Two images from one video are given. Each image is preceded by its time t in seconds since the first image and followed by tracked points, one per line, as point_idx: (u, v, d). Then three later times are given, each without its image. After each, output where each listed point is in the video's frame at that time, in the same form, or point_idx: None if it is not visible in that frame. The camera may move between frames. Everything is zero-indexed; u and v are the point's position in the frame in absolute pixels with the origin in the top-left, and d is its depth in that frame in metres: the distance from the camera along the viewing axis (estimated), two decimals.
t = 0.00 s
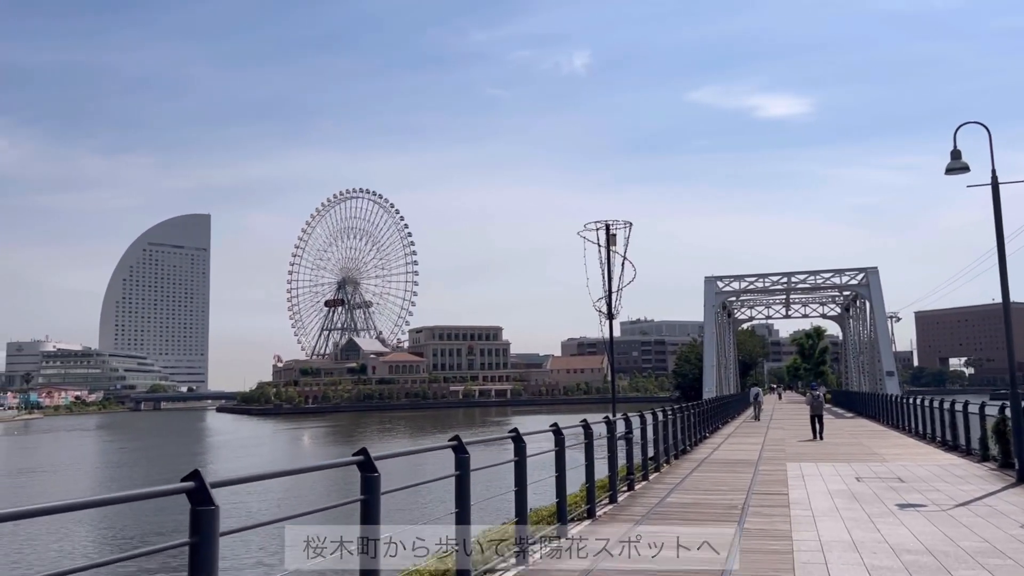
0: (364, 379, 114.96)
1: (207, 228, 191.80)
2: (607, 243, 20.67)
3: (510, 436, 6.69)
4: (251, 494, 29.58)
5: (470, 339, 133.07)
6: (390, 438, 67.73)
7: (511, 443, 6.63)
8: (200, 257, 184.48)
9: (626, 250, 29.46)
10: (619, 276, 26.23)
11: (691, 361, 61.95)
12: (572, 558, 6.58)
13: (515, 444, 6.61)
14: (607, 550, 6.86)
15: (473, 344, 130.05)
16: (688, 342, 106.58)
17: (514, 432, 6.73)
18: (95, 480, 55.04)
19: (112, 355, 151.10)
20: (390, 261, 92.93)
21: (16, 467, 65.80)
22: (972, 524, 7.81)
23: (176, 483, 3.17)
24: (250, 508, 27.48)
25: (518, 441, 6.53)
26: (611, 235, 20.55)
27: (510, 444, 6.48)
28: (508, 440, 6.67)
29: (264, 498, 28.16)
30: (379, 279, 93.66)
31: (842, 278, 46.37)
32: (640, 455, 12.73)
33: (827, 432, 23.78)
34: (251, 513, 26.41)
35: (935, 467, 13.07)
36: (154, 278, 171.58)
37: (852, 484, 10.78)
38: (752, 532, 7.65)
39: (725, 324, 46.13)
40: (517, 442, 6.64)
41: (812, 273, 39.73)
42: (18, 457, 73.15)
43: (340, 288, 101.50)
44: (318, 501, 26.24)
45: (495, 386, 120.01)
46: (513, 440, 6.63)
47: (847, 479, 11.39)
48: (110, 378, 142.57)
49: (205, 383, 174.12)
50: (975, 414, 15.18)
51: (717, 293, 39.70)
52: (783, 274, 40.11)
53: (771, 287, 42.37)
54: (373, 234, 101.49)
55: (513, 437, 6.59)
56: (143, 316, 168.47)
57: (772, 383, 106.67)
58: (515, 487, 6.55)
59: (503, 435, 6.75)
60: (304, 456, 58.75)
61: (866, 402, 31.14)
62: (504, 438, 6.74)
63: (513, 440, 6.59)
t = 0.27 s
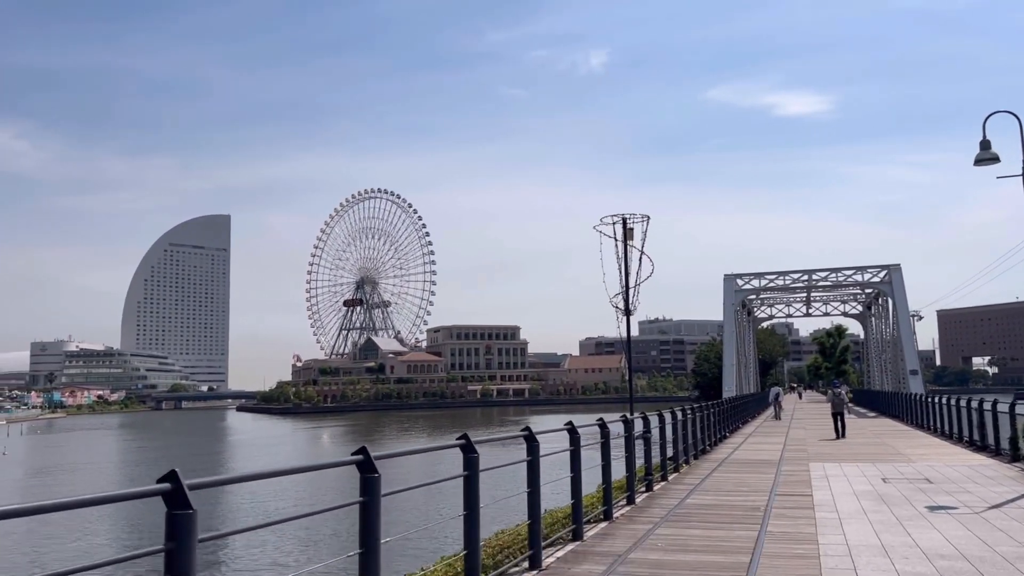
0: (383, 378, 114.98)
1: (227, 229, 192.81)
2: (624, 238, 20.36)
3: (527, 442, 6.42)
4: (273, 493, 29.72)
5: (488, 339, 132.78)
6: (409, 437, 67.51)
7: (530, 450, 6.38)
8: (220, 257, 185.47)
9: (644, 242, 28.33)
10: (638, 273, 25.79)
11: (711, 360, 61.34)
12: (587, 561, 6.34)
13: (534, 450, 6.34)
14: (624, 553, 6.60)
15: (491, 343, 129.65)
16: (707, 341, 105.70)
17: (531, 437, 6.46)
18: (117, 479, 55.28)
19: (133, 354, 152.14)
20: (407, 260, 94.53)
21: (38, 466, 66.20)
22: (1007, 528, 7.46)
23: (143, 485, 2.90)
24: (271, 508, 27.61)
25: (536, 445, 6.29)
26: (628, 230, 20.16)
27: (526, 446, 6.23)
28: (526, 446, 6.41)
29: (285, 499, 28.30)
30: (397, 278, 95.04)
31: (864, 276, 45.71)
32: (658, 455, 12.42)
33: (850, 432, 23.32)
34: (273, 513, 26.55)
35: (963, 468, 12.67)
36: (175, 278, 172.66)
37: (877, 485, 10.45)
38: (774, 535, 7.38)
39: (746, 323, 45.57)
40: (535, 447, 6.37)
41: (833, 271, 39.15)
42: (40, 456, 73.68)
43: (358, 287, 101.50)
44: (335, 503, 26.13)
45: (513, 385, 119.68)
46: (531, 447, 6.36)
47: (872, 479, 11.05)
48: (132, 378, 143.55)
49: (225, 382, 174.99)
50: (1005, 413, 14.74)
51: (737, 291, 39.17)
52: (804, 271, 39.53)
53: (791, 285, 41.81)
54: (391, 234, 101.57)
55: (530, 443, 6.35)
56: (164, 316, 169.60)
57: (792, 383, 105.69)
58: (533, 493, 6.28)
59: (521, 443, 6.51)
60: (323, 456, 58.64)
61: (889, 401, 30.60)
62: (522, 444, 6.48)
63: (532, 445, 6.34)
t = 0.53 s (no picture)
0: (401, 378, 114.95)
1: (248, 229, 193.92)
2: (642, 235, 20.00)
3: (538, 443, 6.09)
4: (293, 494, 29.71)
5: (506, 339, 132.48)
6: (429, 437, 67.44)
7: (542, 451, 6.04)
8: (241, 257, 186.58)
9: (663, 241, 30.80)
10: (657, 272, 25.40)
11: (730, 360, 60.73)
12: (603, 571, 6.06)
13: (546, 452, 6.00)
14: (640, 564, 6.31)
15: (509, 343, 129.42)
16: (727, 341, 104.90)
17: (543, 437, 6.12)
18: (139, 478, 55.62)
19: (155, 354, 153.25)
20: (426, 259, 96.84)
21: (61, 465, 66.72)
22: None
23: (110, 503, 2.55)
24: (291, 509, 27.57)
25: (548, 444, 5.96)
26: (646, 226, 19.83)
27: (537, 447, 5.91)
28: (538, 446, 6.08)
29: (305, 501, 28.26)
30: (416, 277, 97.51)
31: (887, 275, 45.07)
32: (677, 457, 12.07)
33: (875, 433, 22.82)
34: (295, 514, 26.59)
35: (994, 471, 12.26)
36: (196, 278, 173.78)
37: (905, 490, 10.08)
38: (798, 543, 7.09)
39: (766, 322, 45.05)
40: (548, 448, 6.04)
41: (855, 270, 38.59)
42: (63, 455, 74.28)
43: (377, 288, 101.54)
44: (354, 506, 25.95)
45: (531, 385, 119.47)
46: (543, 446, 6.03)
47: (900, 484, 10.68)
48: (154, 377, 144.53)
49: (246, 382, 175.93)
50: None
51: (757, 290, 38.70)
52: (826, 270, 38.97)
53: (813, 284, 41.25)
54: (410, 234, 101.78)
55: (542, 442, 6.03)
56: (186, 316, 170.76)
57: (814, 383, 104.74)
58: (543, 497, 5.98)
59: (532, 441, 6.17)
60: (342, 455, 58.69)
61: (914, 402, 30.04)
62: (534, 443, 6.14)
63: (544, 445, 6.01)
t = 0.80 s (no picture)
0: (423, 376, 115.07)
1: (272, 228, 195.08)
2: (664, 228, 19.68)
3: (554, 442, 5.85)
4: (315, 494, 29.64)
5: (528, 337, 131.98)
6: (451, 435, 67.35)
7: (557, 450, 5.80)
8: (265, 256, 188.00)
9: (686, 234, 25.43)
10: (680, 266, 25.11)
11: (754, 359, 60.12)
12: None
13: (562, 450, 5.76)
14: (663, 570, 5.99)
15: (531, 341, 129.06)
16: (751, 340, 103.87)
17: (558, 436, 5.89)
18: (165, 475, 56.03)
19: (180, 352, 154.55)
20: (447, 259, 97.98)
21: (88, 462, 67.44)
22: None
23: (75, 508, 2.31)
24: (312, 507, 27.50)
25: (563, 445, 5.72)
26: (668, 220, 19.50)
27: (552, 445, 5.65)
28: (552, 444, 5.84)
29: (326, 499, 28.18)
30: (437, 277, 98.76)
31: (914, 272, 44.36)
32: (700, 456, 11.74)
33: (903, 432, 22.38)
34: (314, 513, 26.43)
35: None
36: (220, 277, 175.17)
37: (937, 491, 9.72)
38: (827, 545, 6.77)
39: (791, 320, 44.53)
40: (564, 447, 5.79)
41: (883, 267, 37.99)
42: (91, 452, 75.15)
43: (399, 287, 101.73)
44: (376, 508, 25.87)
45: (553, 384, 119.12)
46: (559, 446, 5.79)
47: (931, 485, 10.35)
48: (179, 376, 145.82)
49: (270, 380, 176.94)
50: None
51: (782, 288, 38.17)
52: (852, 267, 38.36)
53: (839, 281, 40.66)
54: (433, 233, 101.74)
55: (558, 440, 5.78)
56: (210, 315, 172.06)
57: (839, 382, 103.53)
58: (559, 499, 5.74)
59: (547, 440, 5.93)
60: (364, 453, 58.75)
61: (943, 400, 29.47)
62: (548, 443, 5.90)
63: (560, 444, 5.77)
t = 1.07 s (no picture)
0: (448, 375, 115.09)
1: (298, 229, 196.20)
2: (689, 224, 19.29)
3: (573, 443, 5.59)
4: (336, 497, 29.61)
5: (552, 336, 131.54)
6: (475, 434, 67.14)
7: (576, 451, 5.53)
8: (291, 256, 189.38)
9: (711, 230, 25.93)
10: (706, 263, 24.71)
11: (781, 358, 59.34)
12: None
13: (582, 451, 5.50)
14: None
15: (555, 341, 128.63)
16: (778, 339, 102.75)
17: (577, 436, 5.63)
18: (192, 473, 56.39)
19: (208, 351, 155.80)
20: (472, 258, 101.87)
21: (117, 460, 68.02)
22: None
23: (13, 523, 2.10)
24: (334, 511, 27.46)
25: (583, 445, 5.45)
26: (693, 216, 19.15)
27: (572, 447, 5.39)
28: (572, 445, 5.58)
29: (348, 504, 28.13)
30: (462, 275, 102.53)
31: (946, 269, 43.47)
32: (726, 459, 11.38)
33: (936, 434, 21.85)
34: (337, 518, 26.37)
35: None
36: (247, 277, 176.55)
37: (974, 497, 9.32)
38: (862, 555, 6.43)
39: (819, 319, 43.84)
40: (584, 447, 5.54)
41: (914, 264, 37.24)
42: (120, 451, 75.92)
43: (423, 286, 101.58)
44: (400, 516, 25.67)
45: (577, 383, 118.65)
46: (577, 447, 5.52)
47: (968, 490, 9.95)
48: (207, 375, 147.13)
49: (296, 379, 177.89)
50: None
51: (810, 286, 37.59)
52: (882, 265, 37.63)
53: (868, 280, 39.94)
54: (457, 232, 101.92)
55: (576, 439, 5.52)
56: (237, 314, 173.40)
57: (867, 382, 102.09)
58: (580, 504, 5.47)
59: (565, 441, 5.67)
60: (388, 452, 58.70)
61: (976, 401, 28.80)
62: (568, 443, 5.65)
63: (578, 444, 5.51)
